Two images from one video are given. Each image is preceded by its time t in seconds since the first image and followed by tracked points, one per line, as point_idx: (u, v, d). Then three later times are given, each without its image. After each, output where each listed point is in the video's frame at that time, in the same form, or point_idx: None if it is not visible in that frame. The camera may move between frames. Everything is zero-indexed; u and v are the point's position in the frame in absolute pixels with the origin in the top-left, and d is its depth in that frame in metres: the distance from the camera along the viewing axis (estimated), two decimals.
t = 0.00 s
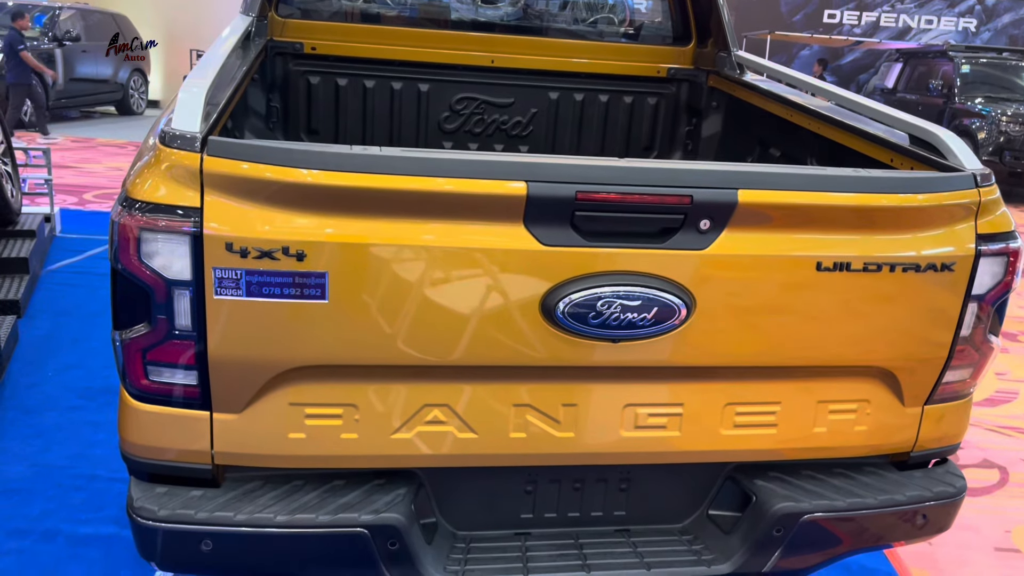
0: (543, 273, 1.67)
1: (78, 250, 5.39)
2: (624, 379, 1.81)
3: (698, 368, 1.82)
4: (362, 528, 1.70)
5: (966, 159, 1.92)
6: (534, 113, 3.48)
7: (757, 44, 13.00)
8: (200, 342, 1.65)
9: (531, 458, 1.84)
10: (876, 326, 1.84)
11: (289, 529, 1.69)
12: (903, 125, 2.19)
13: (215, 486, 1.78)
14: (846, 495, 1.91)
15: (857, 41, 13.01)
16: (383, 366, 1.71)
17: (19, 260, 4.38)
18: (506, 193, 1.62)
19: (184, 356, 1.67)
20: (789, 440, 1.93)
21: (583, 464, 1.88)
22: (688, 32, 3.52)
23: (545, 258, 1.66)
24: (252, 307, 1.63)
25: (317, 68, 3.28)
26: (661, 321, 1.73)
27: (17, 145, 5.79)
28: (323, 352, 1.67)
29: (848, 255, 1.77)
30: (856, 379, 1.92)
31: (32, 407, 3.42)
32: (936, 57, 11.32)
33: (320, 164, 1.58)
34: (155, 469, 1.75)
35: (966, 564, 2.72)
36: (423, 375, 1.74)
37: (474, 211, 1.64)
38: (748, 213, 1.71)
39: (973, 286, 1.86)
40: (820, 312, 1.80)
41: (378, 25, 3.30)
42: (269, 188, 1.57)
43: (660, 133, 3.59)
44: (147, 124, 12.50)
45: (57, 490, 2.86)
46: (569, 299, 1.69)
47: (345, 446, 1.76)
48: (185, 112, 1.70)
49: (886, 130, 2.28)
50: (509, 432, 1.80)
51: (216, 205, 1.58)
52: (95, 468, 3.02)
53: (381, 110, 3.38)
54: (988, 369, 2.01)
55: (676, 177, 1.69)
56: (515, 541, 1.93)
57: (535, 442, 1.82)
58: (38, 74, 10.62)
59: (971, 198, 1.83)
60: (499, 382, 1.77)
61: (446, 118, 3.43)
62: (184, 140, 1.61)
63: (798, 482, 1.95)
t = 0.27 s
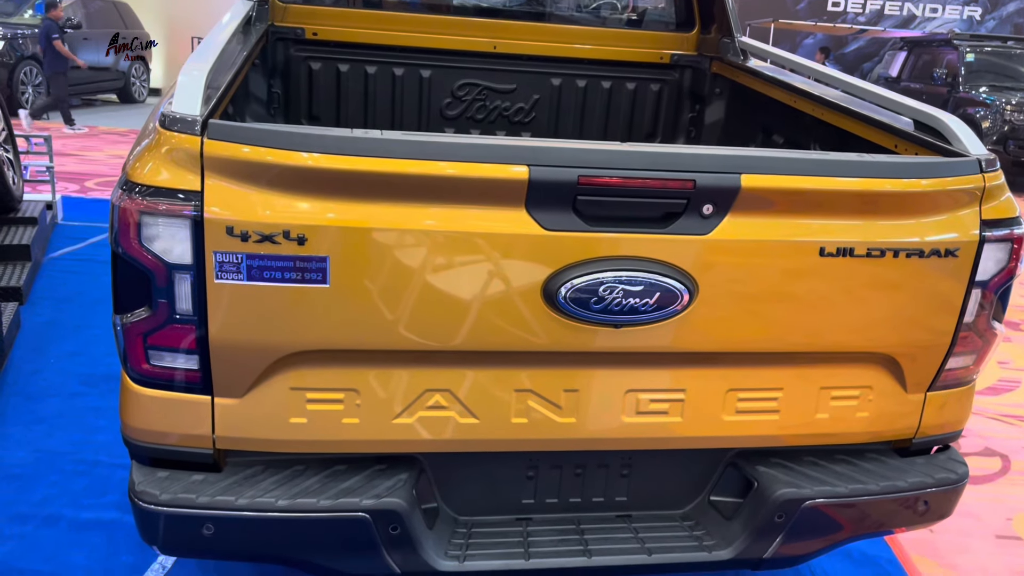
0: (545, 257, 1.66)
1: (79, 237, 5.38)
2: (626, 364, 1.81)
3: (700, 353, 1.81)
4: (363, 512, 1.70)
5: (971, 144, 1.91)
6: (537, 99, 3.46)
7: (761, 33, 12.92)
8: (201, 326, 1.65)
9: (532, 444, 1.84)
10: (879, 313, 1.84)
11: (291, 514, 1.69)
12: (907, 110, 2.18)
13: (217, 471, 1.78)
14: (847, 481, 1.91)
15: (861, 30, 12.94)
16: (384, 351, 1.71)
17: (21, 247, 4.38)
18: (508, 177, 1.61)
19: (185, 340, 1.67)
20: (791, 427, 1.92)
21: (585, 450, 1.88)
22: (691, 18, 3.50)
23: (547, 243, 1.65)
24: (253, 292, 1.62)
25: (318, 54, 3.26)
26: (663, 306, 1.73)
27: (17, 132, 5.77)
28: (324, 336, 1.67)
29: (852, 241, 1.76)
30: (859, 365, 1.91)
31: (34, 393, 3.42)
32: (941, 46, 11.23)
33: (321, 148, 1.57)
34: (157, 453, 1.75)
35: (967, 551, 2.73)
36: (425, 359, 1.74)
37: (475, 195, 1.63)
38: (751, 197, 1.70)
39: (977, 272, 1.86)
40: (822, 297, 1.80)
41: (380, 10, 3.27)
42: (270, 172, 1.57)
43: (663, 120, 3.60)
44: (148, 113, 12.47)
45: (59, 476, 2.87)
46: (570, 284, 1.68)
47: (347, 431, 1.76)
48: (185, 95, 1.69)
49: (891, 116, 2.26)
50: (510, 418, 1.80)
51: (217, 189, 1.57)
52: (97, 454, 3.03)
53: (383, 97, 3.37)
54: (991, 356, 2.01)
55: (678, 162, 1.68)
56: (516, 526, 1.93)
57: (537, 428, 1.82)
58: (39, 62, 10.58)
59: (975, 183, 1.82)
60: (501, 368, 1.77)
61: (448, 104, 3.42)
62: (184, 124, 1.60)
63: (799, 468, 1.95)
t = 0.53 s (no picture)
0: (546, 242, 1.65)
1: (81, 225, 5.38)
2: (627, 350, 1.80)
3: (702, 339, 1.81)
4: (364, 497, 1.70)
5: (975, 130, 1.89)
6: (539, 86, 3.45)
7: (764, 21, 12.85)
8: (202, 311, 1.65)
9: (533, 429, 1.84)
10: (881, 299, 1.83)
11: (292, 498, 1.69)
12: (912, 96, 2.16)
13: (218, 456, 1.78)
14: (849, 468, 1.91)
15: (865, 18, 12.87)
16: (385, 336, 1.70)
17: (22, 234, 4.38)
18: (510, 161, 1.60)
19: (186, 325, 1.66)
20: (792, 413, 1.92)
21: (585, 435, 1.88)
22: (694, 4, 3.47)
23: (549, 228, 1.64)
24: (254, 276, 1.62)
25: (318, 40, 3.25)
26: (664, 292, 1.72)
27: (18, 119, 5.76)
28: (324, 321, 1.66)
29: (854, 226, 1.76)
30: (861, 352, 1.91)
31: (36, 380, 3.43)
32: (945, 35, 11.16)
33: (322, 131, 1.56)
34: (157, 438, 1.75)
35: (968, 539, 2.73)
36: (426, 345, 1.73)
37: (477, 179, 1.62)
38: (754, 182, 1.69)
39: (981, 258, 1.85)
40: (825, 283, 1.79)
41: None
42: (270, 155, 1.56)
43: (666, 108, 3.58)
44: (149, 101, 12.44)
45: (61, 462, 2.88)
46: (572, 269, 1.67)
47: (348, 416, 1.76)
48: (184, 77, 1.67)
49: (895, 102, 2.24)
50: (511, 403, 1.79)
51: (217, 172, 1.57)
52: (99, 440, 3.03)
53: (384, 83, 3.35)
54: (993, 343, 2.00)
55: (681, 146, 1.67)
56: (517, 512, 1.93)
57: (538, 414, 1.81)
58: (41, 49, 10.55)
59: (980, 169, 1.81)
60: (502, 353, 1.76)
61: (449, 91, 3.40)
62: (184, 107, 1.59)
63: (801, 454, 1.95)
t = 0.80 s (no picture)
0: (548, 228, 1.65)
1: (82, 214, 5.37)
2: (629, 336, 1.80)
3: (704, 326, 1.80)
4: (365, 483, 1.70)
5: (979, 116, 1.88)
6: (540, 73, 3.44)
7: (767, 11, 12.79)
8: (203, 296, 1.65)
9: (534, 416, 1.83)
10: (883, 286, 1.83)
11: (293, 484, 1.69)
12: (916, 83, 2.14)
13: (219, 442, 1.79)
14: (850, 456, 1.90)
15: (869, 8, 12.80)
16: (386, 322, 1.70)
17: (23, 223, 4.38)
18: (511, 146, 1.60)
19: (187, 311, 1.66)
20: (794, 400, 1.92)
21: (586, 422, 1.88)
22: None
23: (550, 213, 1.64)
24: (255, 261, 1.62)
25: (319, 27, 3.23)
26: (666, 278, 1.72)
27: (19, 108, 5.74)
28: (325, 306, 1.66)
29: (857, 213, 1.75)
30: (863, 339, 1.90)
31: (37, 368, 3.43)
32: (949, 25, 11.10)
33: (322, 116, 1.56)
34: (158, 424, 1.76)
35: (968, 527, 2.73)
36: (427, 331, 1.73)
37: (478, 165, 1.61)
38: (756, 168, 1.69)
39: (983, 245, 1.84)
40: (827, 270, 1.78)
41: None
42: (271, 140, 1.55)
43: (668, 97, 3.59)
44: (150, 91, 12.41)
45: (62, 449, 2.88)
46: (573, 256, 1.67)
47: (349, 402, 1.76)
48: (184, 62, 1.66)
49: (899, 89, 2.23)
50: (512, 389, 1.79)
51: (217, 157, 1.56)
52: (100, 428, 3.04)
53: (386, 71, 3.34)
54: (995, 330, 2.00)
55: (683, 131, 1.66)
56: (517, 499, 1.93)
57: (539, 400, 1.81)
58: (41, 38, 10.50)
59: (983, 155, 1.80)
60: (503, 339, 1.76)
61: (451, 78, 3.39)
62: (183, 91, 1.58)
63: (802, 442, 1.95)
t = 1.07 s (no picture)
0: (550, 215, 1.64)
1: (84, 204, 5.37)
2: (632, 324, 1.79)
3: (707, 314, 1.80)
4: (367, 470, 1.70)
5: (985, 103, 1.87)
6: (543, 62, 3.42)
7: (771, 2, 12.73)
8: (205, 283, 1.64)
9: (537, 404, 1.83)
10: (887, 274, 1.82)
11: (295, 471, 1.69)
12: (922, 70, 2.13)
13: (221, 429, 1.78)
14: (853, 444, 1.90)
15: None
16: (388, 309, 1.70)
17: (24, 212, 4.37)
18: (514, 132, 1.59)
19: (189, 297, 1.66)
20: (797, 389, 1.91)
21: (589, 410, 1.87)
22: None
23: (553, 200, 1.63)
24: (257, 248, 1.61)
25: (321, 15, 3.22)
26: (669, 266, 1.71)
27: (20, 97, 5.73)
28: (327, 293, 1.66)
29: (861, 200, 1.74)
30: (866, 327, 1.90)
31: (40, 356, 3.43)
32: (953, 16, 11.04)
33: (324, 101, 1.55)
34: (160, 411, 1.75)
35: (970, 518, 2.73)
36: (430, 318, 1.73)
37: (481, 151, 1.60)
38: (761, 155, 1.68)
39: (988, 233, 1.83)
40: (831, 258, 1.78)
41: None
42: (273, 126, 1.54)
43: (671, 85, 3.57)
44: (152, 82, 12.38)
45: (65, 437, 2.88)
46: (576, 243, 1.66)
47: (351, 389, 1.76)
48: (185, 47, 1.65)
49: (904, 76, 2.21)
50: (514, 377, 1.79)
51: (218, 142, 1.55)
52: (102, 416, 3.04)
53: (388, 59, 3.33)
54: (999, 319, 1.99)
55: (687, 117, 1.65)
56: (520, 487, 1.93)
57: (542, 388, 1.81)
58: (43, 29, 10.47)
59: (989, 142, 1.79)
60: (505, 328, 1.75)
61: (453, 67, 3.37)
62: (184, 77, 1.57)
63: (804, 430, 1.94)
